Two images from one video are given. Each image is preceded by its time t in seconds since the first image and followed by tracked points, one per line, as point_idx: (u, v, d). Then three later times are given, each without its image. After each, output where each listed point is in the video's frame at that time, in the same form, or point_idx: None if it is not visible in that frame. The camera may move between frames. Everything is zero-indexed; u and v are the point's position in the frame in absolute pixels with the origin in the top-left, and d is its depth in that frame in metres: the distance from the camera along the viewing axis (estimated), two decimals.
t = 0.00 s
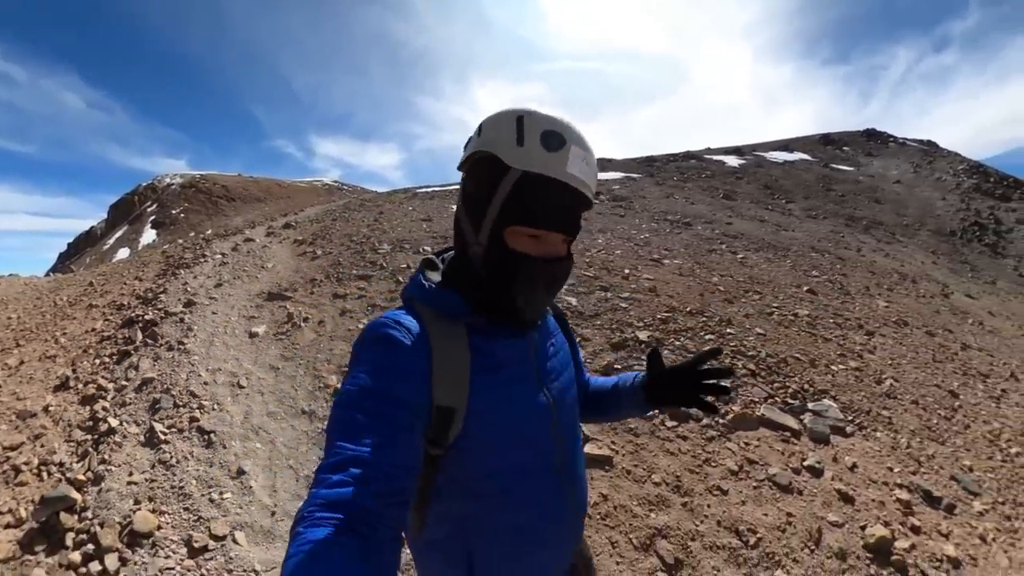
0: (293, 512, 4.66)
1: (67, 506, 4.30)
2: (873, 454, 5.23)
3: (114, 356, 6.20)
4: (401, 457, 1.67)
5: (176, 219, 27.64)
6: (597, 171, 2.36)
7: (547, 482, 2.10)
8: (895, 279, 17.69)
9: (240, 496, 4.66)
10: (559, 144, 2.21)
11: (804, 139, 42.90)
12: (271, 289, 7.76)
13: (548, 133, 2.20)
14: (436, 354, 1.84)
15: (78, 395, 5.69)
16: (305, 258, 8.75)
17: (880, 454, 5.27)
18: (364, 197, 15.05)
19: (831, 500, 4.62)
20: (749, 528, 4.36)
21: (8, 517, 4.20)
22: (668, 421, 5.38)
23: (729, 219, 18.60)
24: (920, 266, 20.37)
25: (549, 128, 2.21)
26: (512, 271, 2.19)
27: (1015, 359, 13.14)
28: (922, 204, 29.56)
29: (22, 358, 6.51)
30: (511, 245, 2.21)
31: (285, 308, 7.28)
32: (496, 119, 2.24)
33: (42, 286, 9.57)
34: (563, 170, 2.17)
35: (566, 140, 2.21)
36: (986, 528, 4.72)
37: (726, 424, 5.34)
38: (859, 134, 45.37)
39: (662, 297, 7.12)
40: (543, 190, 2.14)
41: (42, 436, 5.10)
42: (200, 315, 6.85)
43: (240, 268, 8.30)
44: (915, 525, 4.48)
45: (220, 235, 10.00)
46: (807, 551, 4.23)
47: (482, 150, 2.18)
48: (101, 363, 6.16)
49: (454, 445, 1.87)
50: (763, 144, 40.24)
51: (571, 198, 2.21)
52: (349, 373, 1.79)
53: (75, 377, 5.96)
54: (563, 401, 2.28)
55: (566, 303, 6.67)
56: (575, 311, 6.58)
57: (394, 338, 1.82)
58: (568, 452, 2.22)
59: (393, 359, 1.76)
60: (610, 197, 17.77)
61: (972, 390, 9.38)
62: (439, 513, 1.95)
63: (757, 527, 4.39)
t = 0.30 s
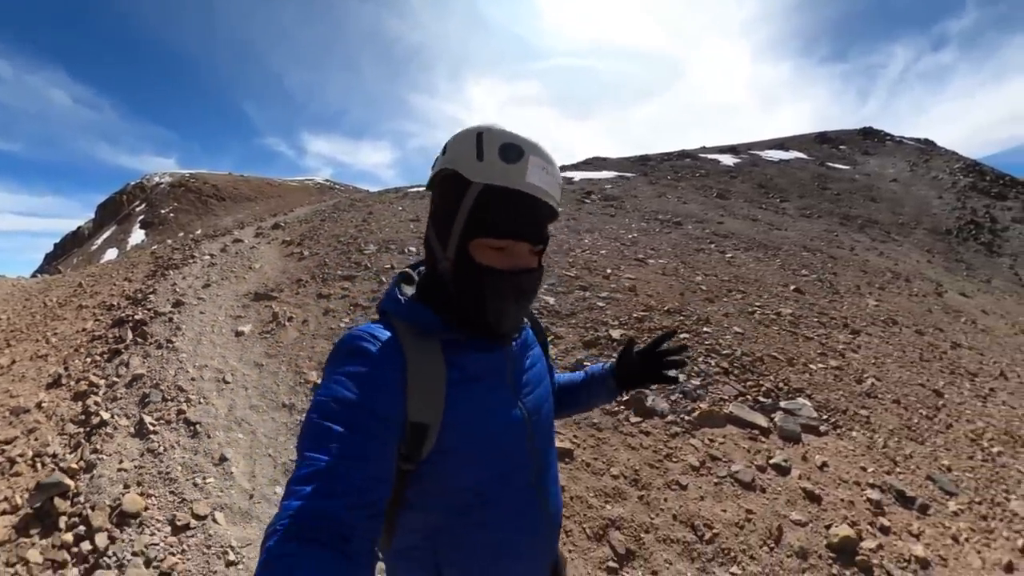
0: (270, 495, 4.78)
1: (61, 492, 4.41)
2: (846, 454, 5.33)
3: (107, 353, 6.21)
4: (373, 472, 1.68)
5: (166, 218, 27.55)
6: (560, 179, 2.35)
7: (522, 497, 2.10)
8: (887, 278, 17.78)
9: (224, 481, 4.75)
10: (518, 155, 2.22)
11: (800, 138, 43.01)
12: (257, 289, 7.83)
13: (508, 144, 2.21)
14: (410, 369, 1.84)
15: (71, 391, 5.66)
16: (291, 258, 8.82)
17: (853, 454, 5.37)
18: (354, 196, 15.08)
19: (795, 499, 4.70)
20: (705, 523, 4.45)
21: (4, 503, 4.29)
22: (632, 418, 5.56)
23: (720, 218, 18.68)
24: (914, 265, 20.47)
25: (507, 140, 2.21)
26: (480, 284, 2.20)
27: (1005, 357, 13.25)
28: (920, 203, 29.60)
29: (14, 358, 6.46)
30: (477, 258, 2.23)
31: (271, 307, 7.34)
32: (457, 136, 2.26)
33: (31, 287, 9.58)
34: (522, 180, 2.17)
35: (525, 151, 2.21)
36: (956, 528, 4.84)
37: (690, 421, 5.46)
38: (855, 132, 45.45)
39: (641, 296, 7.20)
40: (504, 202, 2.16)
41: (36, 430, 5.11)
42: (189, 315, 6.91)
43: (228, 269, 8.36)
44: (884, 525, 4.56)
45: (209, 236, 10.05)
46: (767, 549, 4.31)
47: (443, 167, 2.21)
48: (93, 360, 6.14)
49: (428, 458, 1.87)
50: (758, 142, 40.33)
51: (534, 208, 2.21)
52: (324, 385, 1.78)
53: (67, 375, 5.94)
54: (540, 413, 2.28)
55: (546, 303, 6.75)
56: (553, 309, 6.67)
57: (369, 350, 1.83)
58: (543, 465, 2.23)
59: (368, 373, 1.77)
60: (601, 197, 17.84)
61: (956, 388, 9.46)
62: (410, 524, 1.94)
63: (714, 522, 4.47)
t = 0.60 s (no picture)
0: (258, 474, 4.95)
1: (61, 471, 4.49)
2: (825, 445, 5.44)
3: (105, 346, 6.30)
4: (385, 472, 1.68)
5: (160, 218, 27.61)
6: (573, 174, 2.32)
7: (539, 504, 2.08)
8: (881, 276, 17.89)
9: (216, 462, 4.86)
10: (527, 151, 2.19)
11: (797, 137, 43.08)
12: (251, 286, 7.92)
13: (518, 140, 2.19)
14: (419, 371, 1.86)
15: (70, 382, 5.73)
16: (284, 257, 8.93)
17: (834, 445, 5.47)
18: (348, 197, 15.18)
19: (768, 487, 4.84)
20: (673, 507, 4.59)
21: (6, 484, 4.40)
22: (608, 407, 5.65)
23: (714, 217, 18.79)
24: (909, 263, 20.57)
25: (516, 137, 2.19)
26: (490, 285, 2.21)
27: (999, 354, 13.35)
28: (917, 202, 29.69)
29: (13, 352, 6.51)
30: (488, 258, 2.24)
31: (264, 303, 7.43)
32: (467, 137, 2.28)
33: (26, 286, 9.65)
34: (532, 177, 2.15)
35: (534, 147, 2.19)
36: (938, 520, 4.94)
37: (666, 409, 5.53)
38: (853, 131, 45.47)
39: (626, 292, 7.31)
40: (514, 200, 2.16)
41: (35, 418, 5.19)
42: (184, 310, 7.00)
43: (222, 267, 8.46)
44: (862, 515, 4.66)
45: (204, 236, 10.15)
46: (736, 535, 4.44)
47: (455, 166, 2.23)
48: (91, 353, 6.22)
49: (440, 462, 1.88)
50: (754, 142, 40.47)
51: (544, 206, 2.20)
52: (335, 385, 1.78)
53: (66, 367, 6.01)
54: (557, 416, 2.27)
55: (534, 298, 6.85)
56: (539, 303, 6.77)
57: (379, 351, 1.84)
58: (560, 469, 2.20)
59: (378, 374, 1.78)
60: (595, 196, 17.94)
61: (944, 384, 9.56)
62: (424, 529, 1.95)
63: (684, 507, 4.62)
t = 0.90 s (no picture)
0: (258, 451, 5.12)
1: (70, 451, 4.76)
2: (803, 433, 5.68)
3: (110, 338, 6.50)
4: (381, 490, 1.69)
5: (158, 218, 27.78)
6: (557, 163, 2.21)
7: (542, 524, 2.03)
8: (876, 274, 18.08)
9: (218, 442, 5.03)
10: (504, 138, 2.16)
11: (794, 137, 43.18)
12: (251, 283, 8.12)
13: (494, 131, 2.17)
14: (418, 387, 1.84)
15: (77, 373, 5.93)
16: (283, 255, 9.13)
17: (812, 433, 5.70)
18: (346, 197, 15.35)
19: (743, 471, 5.11)
20: (646, 485, 4.90)
21: (19, 464, 4.63)
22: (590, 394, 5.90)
23: (709, 217, 18.98)
24: (905, 262, 20.76)
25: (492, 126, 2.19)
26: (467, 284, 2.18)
27: (990, 350, 13.54)
28: (915, 202, 29.88)
29: (19, 345, 6.69)
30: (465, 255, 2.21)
31: (264, 298, 7.62)
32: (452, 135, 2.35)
33: (29, 284, 9.83)
34: (503, 165, 2.11)
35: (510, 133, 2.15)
36: (919, 508, 5.13)
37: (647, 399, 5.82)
38: (852, 131, 45.69)
39: (615, 287, 7.52)
40: (483, 191, 2.13)
41: (44, 405, 5.40)
42: (186, 305, 7.20)
43: (223, 264, 8.66)
44: (838, 501, 4.89)
45: (203, 235, 10.35)
46: (708, 514, 4.74)
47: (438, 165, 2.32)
48: (96, 345, 6.43)
49: (438, 480, 1.84)
50: (752, 142, 40.68)
51: (517, 195, 2.13)
52: (332, 398, 1.79)
53: (72, 358, 6.22)
54: (567, 432, 2.23)
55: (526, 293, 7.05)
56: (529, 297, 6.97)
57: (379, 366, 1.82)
58: (567, 486, 2.17)
59: (374, 389, 1.77)
60: (591, 196, 18.13)
61: (933, 378, 9.74)
62: (421, 550, 1.90)
63: (657, 485, 4.92)
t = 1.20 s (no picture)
0: (258, 427, 5.46)
1: (83, 428, 5.01)
2: (774, 418, 6.00)
3: (117, 330, 6.77)
4: (367, 457, 1.70)
5: (157, 220, 27.98)
6: (511, 142, 2.27)
7: (517, 492, 2.11)
8: (869, 272, 18.36)
9: (221, 418, 5.32)
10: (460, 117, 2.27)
11: (790, 138, 43.52)
12: (251, 279, 8.38)
13: (454, 111, 2.29)
14: (397, 356, 1.83)
15: (86, 361, 6.19)
16: (281, 254, 9.40)
17: (783, 419, 6.02)
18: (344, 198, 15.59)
19: (709, 449, 5.44)
20: (612, 459, 5.26)
21: (34, 441, 4.90)
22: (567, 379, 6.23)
23: (703, 217, 19.27)
24: (898, 260, 21.04)
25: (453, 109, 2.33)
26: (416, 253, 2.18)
27: (979, 345, 13.81)
28: (910, 201, 30.20)
29: (28, 338, 6.94)
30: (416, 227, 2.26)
31: (263, 294, 7.89)
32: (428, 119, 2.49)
33: (33, 283, 10.05)
34: (453, 138, 2.19)
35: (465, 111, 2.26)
36: (888, 491, 5.40)
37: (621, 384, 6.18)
38: (848, 132, 46.07)
39: (601, 282, 7.81)
40: (433, 162, 2.19)
41: (55, 390, 5.65)
42: (190, 299, 7.46)
43: (223, 262, 8.92)
44: (803, 481, 5.21)
45: (204, 235, 10.60)
46: (672, 488, 5.05)
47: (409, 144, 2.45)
48: (103, 337, 6.69)
49: (416, 451, 1.88)
50: (747, 143, 41.01)
51: (465, 167, 2.17)
52: (315, 371, 1.81)
53: (81, 348, 6.47)
54: (540, 404, 2.29)
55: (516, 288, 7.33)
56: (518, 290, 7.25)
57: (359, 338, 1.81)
58: (540, 456, 2.23)
59: (351, 358, 1.76)
60: (587, 197, 18.41)
61: (918, 371, 10.01)
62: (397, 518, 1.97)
63: (623, 460, 5.28)
